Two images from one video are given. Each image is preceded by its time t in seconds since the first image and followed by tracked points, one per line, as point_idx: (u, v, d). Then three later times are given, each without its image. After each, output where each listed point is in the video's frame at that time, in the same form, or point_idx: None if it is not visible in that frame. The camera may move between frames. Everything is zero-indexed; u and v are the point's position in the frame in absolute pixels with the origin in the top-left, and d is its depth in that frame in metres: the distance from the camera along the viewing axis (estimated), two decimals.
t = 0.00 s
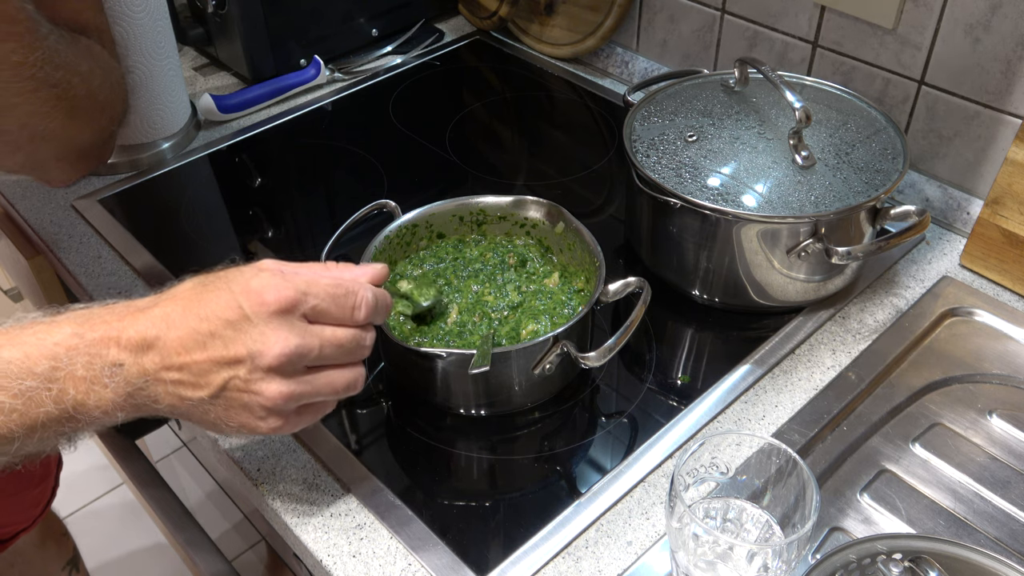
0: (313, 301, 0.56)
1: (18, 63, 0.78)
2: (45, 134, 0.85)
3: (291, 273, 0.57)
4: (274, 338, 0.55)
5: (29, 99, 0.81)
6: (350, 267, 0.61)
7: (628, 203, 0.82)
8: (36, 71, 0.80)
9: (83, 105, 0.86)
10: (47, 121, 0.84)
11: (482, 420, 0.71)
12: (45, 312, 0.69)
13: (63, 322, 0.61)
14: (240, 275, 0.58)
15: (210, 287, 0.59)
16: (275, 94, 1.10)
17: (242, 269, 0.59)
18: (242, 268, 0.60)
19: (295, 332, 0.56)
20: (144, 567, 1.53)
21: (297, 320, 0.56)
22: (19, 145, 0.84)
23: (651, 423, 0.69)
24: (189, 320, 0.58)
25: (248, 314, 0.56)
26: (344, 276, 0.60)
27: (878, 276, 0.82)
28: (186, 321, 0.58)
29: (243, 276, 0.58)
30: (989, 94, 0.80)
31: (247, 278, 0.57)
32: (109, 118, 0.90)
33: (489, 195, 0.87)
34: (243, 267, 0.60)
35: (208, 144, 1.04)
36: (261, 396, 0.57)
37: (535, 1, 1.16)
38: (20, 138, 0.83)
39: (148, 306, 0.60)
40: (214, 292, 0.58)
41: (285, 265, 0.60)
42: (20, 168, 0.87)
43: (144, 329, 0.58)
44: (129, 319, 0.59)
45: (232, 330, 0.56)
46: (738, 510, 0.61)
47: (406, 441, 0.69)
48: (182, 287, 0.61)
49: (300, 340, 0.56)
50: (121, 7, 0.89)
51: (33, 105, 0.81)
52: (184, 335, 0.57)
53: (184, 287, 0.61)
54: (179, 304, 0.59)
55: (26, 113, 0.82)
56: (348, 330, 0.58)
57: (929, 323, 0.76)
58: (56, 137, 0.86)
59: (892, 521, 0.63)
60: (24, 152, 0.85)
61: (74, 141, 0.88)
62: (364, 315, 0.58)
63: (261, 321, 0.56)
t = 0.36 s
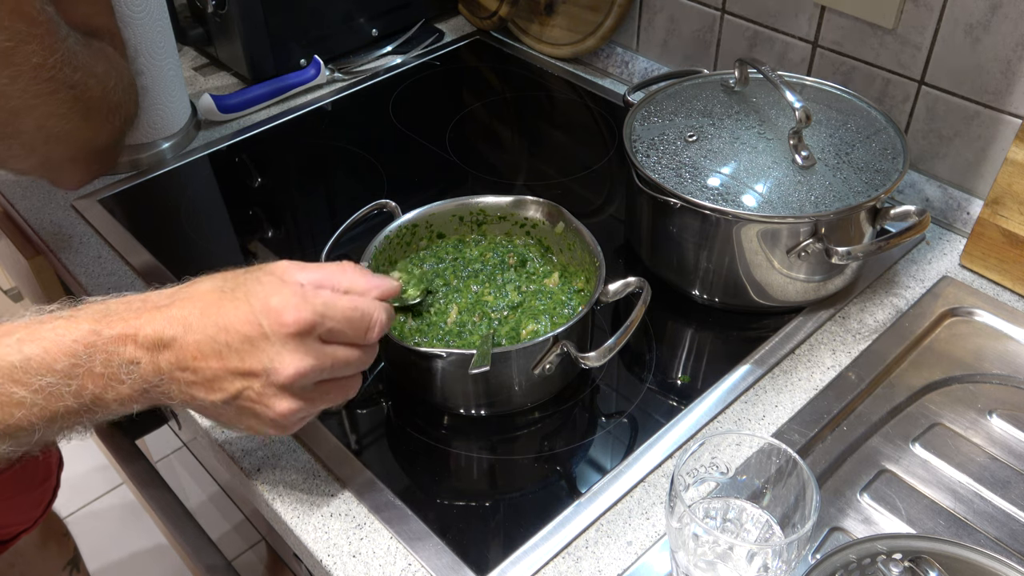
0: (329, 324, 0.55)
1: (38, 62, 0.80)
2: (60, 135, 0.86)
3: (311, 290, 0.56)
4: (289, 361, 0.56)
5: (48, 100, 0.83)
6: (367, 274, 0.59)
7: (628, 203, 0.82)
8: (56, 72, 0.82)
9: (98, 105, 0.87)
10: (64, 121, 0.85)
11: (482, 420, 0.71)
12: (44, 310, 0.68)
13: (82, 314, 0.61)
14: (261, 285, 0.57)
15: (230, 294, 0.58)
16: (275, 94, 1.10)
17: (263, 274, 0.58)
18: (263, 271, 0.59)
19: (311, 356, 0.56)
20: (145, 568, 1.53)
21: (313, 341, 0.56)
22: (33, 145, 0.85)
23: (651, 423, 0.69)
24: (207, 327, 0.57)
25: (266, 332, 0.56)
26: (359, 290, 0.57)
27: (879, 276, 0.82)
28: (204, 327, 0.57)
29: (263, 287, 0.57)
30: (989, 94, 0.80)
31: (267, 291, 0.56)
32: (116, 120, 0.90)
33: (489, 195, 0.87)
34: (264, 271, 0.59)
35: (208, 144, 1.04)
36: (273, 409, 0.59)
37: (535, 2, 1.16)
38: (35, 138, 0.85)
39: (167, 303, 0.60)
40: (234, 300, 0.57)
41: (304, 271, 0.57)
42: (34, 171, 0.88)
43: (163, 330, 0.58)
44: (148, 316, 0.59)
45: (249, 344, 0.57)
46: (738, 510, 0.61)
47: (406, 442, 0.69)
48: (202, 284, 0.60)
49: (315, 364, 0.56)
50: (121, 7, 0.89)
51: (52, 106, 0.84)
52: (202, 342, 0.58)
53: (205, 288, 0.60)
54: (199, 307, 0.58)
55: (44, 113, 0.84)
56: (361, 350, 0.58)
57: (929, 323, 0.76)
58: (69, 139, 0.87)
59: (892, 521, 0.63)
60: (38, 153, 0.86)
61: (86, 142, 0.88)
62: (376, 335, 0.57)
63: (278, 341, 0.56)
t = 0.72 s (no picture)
0: (339, 381, 0.56)
1: (47, 58, 0.82)
2: (66, 132, 0.87)
3: (324, 344, 0.56)
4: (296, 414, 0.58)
5: (55, 97, 0.85)
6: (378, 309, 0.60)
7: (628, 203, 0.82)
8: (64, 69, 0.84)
9: (104, 103, 0.89)
10: (71, 118, 0.87)
11: (482, 420, 0.71)
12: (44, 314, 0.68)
13: (86, 328, 0.59)
14: (273, 330, 0.57)
15: (240, 333, 0.57)
16: (275, 94, 1.10)
17: (275, 313, 0.57)
18: (274, 306, 0.58)
19: (316, 407, 0.58)
20: (145, 568, 1.53)
21: (321, 395, 0.57)
22: (39, 143, 0.87)
23: (651, 423, 0.69)
24: (214, 365, 0.57)
25: (275, 385, 0.57)
26: (370, 330, 0.58)
27: (878, 276, 0.82)
28: (210, 362, 0.58)
29: (276, 334, 0.57)
30: (989, 94, 0.80)
31: (280, 343, 0.56)
32: (121, 118, 0.92)
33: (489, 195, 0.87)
34: (276, 309, 0.58)
35: (208, 144, 1.04)
36: (272, 446, 0.61)
37: (535, 2, 1.16)
38: (42, 135, 0.86)
39: (174, 324, 0.59)
40: (243, 339, 0.57)
41: (317, 302, 0.59)
42: (36, 171, 0.89)
43: (169, 356, 0.58)
44: (154, 337, 0.59)
45: (256, 392, 0.57)
46: (737, 510, 0.61)
47: (406, 442, 0.69)
48: (211, 307, 0.59)
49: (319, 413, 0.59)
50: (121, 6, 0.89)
51: (60, 103, 0.85)
52: (208, 376, 0.58)
53: (215, 313, 0.59)
54: (206, 338, 0.58)
55: (51, 109, 0.85)
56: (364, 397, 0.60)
57: (929, 323, 0.76)
58: (75, 136, 0.88)
59: (892, 521, 0.63)
60: (44, 151, 0.88)
61: (92, 140, 0.90)
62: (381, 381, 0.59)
63: (286, 396, 0.57)
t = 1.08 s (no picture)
0: (331, 318, 0.56)
1: (51, 60, 0.84)
2: (69, 132, 0.88)
3: (312, 286, 0.56)
4: (292, 355, 0.56)
5: (58, 97, 0.86)
6: (368, 270, 0.59)
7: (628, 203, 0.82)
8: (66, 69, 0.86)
9: (106, 105, 0.89)
10: (73, 119, 0.88)
11: (482, 420, 0.71)
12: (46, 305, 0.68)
13: (88, 310, 0.61)
14: (262, 284, 0.58)
15: (233, 292, 0.58)
16: (275, 94, 1.10)
17: (264, 274, 0.59)
18: (265, 271, 0.60)
19: (313, 352, 0.57)
20: (145, 567, 1.53)
21: (316, 335, 0.56)
22: (42, 144, 0.88)
23: (651, 423, 0.69)
24: (209, 324, 0.58)
25: (268, 330, 0.56)
26: (359, 283, 0.58)
27: (879, 276, 0.82)
28: (206, 325, 0.58)
29: (265, 286, 0.57)
30: (989, 94, 0.80)
31: (268, 289, 0.57)
32: (123, 119, 0.92)
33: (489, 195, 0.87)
34: (267, 271, 0.59)
35: (208, 144, 1.04)
36: (277, 402, 0.59)
37: (535, 1, 1.16)
38: (44, 135, 0.88)
39: (170, 300, 0.60)
40: (235, 296, 0.58)
41: (305, 271, 0.58)
42: (38, 172, 0.90)
43: (167, 329, 0.59)
44: (152, 314, 0.59)
45: (252, 341, 0.57)
46: (738, 510, 0.61)
47: (406, 442, 0.69)
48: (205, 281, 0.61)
49: (318, 360, 0.57)
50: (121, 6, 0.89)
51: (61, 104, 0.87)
52: (205, 341, 0.58)
53: (209, 286, 0.60)
54: (202, 304, 0.59)
55: (53, 111, 0.87)
56: (364, 344, 0.58)
57: (930, 323, 0.76)
58: (77, 138, 0.89)
59: (892, 521, 0.63)
60: (46, 152, 0.88)
61: (94, 142, 0.90)
62: (377, 329, 0.58)
63: (280, 337, 0.56)
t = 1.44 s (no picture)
0: (341, 324, 0.56)
1: (59, 55, 0.83)
2: (75, 129, 0.88)
3: (322, 291, 0.56)
4: (301, 358, 0.57)
5: (66, 94, 0.85)
6: (374, 265, 0.60)
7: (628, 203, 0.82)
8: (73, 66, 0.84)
9: (113, 101, 0.89)
10: (80, 115, 0.88)
11: (482, 420, 0.71)
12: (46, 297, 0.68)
13: (93, 303, 0.60)
14: (270, 284, 0.57)
15: (241, 288, 0.57)
16: (275, 94, 1.10)
17: (273, 269, 0.58)
18: (272, 265, 0.58)
19: (323, 355, 0.57)
20: (145, 567, 1.53)
21: (325, 339, 0.57)
22: (49, 141, 0.87)
23: (651, 423, 0.69)
24: (218, 324, 0.57)
25: (279, 334, 0.56)
26: (367, 283, 0.59)
27: (878, 276, 0.82)
28: (214, 322, 0.57)
29: (274, 286, 0.57)
30: (989, 94, 0.80)
31: (278, 292, 0.56)
32: (128, 116, 0.92)
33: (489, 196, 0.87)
34: (273, 266, 0.58)
35: (208, 144, 1.04)
36: (285, 402, 0.60)
37: (535, 1, 1.16)
38: (52, 133, 0.87)
39: (177, 294, 0.59)
40: (243, 296, 0.57)
41: (312, 262, 0.58)
42: (46, 168, 0.90)
43: (174, 323, 0.58)
44: (159, 308, 0.58)
45: (262, 343, 0.57)
46: (737, 510, 0.61)
47: (406, 442, 0.69)
48: (211, 274, 0.60)
49: (328, 361, 0.58)
50: (122, 6, 0.89)
51: (70, 100, 0.86)
52: (214, 337, 0.58)
53: (215, 278, 0.59)
54: (208, 300, 0.58)
55: (61, 107, 0.86)
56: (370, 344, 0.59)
57: (930, 323, 0.76)
58: (84, 134, 0.88)
59: (892, 521, 0.63)
60: (53, 149, 0.88)
61: (100, 138, 0.90)
62: (383, 329, 0.59)
63: (290, 341, 0.56)
